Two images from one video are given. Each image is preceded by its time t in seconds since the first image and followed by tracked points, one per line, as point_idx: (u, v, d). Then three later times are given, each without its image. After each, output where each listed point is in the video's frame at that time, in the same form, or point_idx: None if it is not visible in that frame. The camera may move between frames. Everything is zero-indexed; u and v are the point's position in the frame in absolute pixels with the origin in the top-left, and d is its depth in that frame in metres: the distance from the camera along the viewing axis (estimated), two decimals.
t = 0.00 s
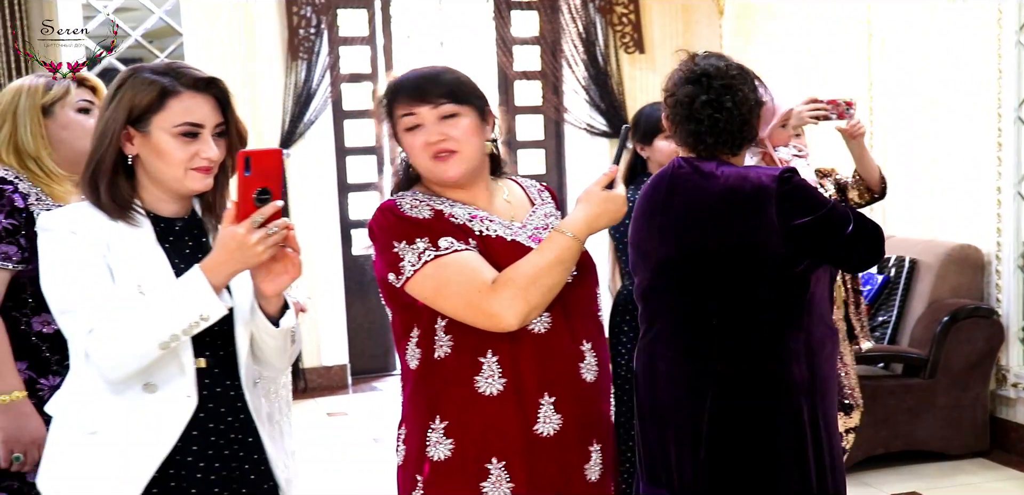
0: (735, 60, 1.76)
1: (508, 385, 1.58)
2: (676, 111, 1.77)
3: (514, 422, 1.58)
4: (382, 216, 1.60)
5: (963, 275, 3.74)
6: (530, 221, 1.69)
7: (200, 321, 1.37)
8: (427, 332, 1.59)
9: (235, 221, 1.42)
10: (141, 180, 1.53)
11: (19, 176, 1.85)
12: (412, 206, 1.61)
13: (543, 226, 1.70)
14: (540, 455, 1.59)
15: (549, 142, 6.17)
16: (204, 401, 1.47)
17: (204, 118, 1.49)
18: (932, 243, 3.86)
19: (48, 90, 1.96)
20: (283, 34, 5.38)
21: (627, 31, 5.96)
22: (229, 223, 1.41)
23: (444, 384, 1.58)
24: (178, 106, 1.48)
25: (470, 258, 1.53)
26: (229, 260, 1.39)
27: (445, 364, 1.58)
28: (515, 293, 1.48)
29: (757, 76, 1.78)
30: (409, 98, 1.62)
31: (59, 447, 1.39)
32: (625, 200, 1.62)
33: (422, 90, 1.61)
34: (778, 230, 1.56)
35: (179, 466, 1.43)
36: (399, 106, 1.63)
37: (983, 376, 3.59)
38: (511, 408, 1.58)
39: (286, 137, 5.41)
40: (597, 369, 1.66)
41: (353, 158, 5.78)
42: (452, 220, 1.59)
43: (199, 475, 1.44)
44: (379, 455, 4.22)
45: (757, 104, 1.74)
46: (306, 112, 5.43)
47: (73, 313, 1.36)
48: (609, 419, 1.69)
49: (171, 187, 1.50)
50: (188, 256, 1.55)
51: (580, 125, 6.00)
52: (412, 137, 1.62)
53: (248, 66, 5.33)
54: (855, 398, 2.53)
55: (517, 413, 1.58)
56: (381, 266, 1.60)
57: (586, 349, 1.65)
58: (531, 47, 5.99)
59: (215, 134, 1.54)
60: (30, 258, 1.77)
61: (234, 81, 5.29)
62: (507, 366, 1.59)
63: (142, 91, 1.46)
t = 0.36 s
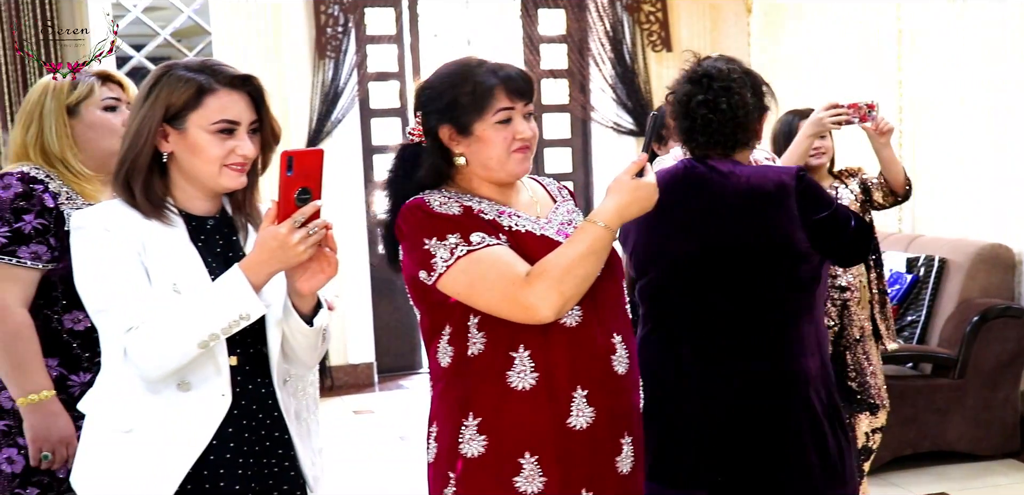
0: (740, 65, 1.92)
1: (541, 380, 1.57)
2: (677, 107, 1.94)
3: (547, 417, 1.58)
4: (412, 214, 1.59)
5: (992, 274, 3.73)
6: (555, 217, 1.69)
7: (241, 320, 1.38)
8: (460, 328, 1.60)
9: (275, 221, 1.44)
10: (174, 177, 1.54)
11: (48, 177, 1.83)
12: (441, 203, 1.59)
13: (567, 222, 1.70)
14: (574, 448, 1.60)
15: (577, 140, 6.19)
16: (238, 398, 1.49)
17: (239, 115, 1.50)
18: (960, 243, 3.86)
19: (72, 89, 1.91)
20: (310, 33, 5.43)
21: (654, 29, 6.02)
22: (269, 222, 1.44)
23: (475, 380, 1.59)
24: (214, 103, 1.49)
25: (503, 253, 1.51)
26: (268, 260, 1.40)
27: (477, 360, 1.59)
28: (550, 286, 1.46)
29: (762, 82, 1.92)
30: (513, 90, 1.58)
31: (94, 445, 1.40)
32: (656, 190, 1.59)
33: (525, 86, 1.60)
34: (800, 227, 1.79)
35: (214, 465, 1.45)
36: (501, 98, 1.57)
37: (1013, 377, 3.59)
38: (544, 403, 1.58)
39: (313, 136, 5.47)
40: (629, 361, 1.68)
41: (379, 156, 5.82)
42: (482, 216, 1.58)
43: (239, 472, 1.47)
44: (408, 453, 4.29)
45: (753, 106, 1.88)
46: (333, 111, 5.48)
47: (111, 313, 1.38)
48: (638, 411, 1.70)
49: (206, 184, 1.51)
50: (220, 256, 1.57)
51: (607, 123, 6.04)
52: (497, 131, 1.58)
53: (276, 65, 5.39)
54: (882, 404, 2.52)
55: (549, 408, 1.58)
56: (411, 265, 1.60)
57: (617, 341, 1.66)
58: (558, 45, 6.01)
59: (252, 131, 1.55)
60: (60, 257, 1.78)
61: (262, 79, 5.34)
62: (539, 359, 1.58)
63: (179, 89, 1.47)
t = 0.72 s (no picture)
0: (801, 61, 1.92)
1: (570, 378, 1.58)
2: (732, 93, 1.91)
3: (578, 416, 1.59)
4: (436, 213, 1.59)
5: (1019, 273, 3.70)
6: (574, 214, 1.71)
7: (259, 312, 1.40)
8: (487, 328, 1.60)
9: (292, 213, 1.46)
10: (195, 176, 1.55)
11: (80, 176, 1.85)
12: (467, 204, 1.59)
13: (586, 219, 1.72)
14: (604, 445, 1.61)
15: (598, 138, 6.17)
16: (258, 395, 1.49)
17: (259, 114, 1.52)
18: (985, 243, 3.84)
19: (97, 88, 1.92)
20: (334, 32, 5.49)
21: (677, 27, 6.03)
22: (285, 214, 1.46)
23: (506, 379, 1.59)
24: (234, 103, 1.50)
25: (533, 254, 1.52)
26: (285, 250, 1.42)
27: (506, 359, 1.59)
28: (583, 288, 1.47)
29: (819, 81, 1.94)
30: (518, 93, 1.58)
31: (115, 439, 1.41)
32: (678, 188, 1.60)
33: (532, 87, 1.59)
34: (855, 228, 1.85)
35: (231, 463, 1.45)
36: (509, 102, 1.58)
37: None
38: (574, 401, 1.58)
39: (336, 134, 5.52)
40: (654, 358, 1.68)
41: (401, 155, 5.84)
42: (509, 216, 1.58)
43: (254, 470, 1.47)
44: (430, 452, 4.32)
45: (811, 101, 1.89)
46: (355, 110, 5.53)
47: (130, 306, 1.40)
48: (663, 407, 1.71)
49: (226, 183, 1.52)
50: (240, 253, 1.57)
51: (629, 122, 6.05)
52: (512, 136, 1.59)
53: (299, 65, 5.43)
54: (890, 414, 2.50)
55: (580, 407, 1.59)
56: (436, 265, 1.59)
57: (643, 338, 1.67)
58: (581, 44, 6.02)
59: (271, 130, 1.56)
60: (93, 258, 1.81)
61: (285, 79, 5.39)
62: (569, 358, 1.59)
63: (199, 89, 1.49)
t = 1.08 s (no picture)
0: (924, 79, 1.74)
1: (598, 382, 1.58)
2: (832, 84, 1.66)
3: (604, 419, 1.59)
4: (463, 216, 1.59)
5: None
6: (595, 215, 1.71)
7: (273, 309, 1.41)
8: (513, 331, 1.59)
9: (306, 208, 1.48)
10: (211, 175, 1.56)
11: (118, 175, 1.81)
12: (496, 208, 1.58)
13: (607, 220, 1.72)
14: (631, 448, 1.61)
15: (621, 138, 6.17)
16: (276, 391, 1.49)
17: (274, 115, 1.53)
18: (1011, 244, 3.80)
19: (127, 86, 1.85)
20: (357, 32, 5.51)
21: (700, 27, 6.01)
22: (301, 212, 1.48)
23: (533, 382, 1.59)
24: (249, 103, 1.52)
25: (561, 259, 1.52)
26: (302, 247, 1.43)
27: (533, 363, 1.59)
28: (612, 294, 1.47)
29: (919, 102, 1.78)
30: (541, 101, 1.58)
31: (136, 433, 1.44)
32: (700, 191, 1.60)
33: (555, 93, 1.59)
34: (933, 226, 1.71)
35: (247, 459, 1.46)
36: (534, 110, 1.58)
37: None
38: (601, 405, 1.58)
39: (359, 134, 5.55)
40: (678, 361, 1.68)
41: (424, 155, 5.88)
42: (536, 219, 1.58)
43: (271, 466, 1.47)
44: (453, 452, 4.33)
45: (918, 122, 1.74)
46: (378, 109, 5.56)
47: (150, 304, 1.44)
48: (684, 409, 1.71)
49: (241, 183, 1.54)
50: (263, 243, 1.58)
51: (652, 122, 6.03)
52: (538, 145, 1.59)
53: (322, 65, 5.47)
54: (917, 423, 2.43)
55: (607, 410, 1.59)
56: (462, 268, 1.60)
57: (667, 340, 1.66)
58: (604, 44, 6.02)
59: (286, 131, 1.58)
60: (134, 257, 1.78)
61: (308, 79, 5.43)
62: (596, 362, 1.58)
63: (214, 90, 1.50)
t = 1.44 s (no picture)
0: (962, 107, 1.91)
1: (623, 382, 1.58)
2: (867, 88, 1.83)
3: (629, 418, 1.59)
4: (489, 214, 1.60)
5: None
6: (621, 214, 1.72)
7: (292, 307, 1.41)
8: (538, 330, 1.60)
9: (323, 207, 1.46)
10: (227, 176, 1.57)
11: (164, 174, 1.82)
12: (522, 206, 1.59)
13: (633, 220, 1.72)
14: (657, 448, 1.61)
15: (646, 138, 6.15)
16: (298, 388, 1.50)
17: (286, 114, 1.53)
18: None
19: (165, 86, 1.83)
20: (383, 31, 5.55)
21: (726, 26, 6.00)
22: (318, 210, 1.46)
23: (558, 382, 1.59)
24: (260, 102, 1.51)
25: (588, 256, 1.52)
26: (319, 247, 1.43)
27: (559, 362, 1.59)
28: (639, 291, 1.47)
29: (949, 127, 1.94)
30: (578, 95, 1.60)
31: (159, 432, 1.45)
32: (729, 186, 1.60)
33: (589, 88, 1.61)
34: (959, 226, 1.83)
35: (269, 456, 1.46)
36: (570, 105, 1.59)
37: None
38: (627, 403, 1.59)
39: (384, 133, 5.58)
40: (703, 361, 1.68)
41: (449, 154, 5.92)
42: (563, 217, 1.58)
43: (294, 463, 1.47)
44: (478, 451, 4.36)
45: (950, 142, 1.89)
46: (404, 109, 5.59)
47: (170, 303, 1.44)
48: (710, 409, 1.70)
49: (258, 183, 1.54)
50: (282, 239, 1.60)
51: (678, 122, 6.03)
52: (574, 140, 1.60)
53: (348, 64, 5.50)
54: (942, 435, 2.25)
55: (633, 409, 1.59)
56: (489, 266, 1.60)
57: (692, 340, 1.66)
58: (630, 43, 6.01)
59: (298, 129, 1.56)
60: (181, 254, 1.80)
61: (334, 80, 5.48)
62: (622, 361, 1.59)
63: (225, 90, 1.51)
